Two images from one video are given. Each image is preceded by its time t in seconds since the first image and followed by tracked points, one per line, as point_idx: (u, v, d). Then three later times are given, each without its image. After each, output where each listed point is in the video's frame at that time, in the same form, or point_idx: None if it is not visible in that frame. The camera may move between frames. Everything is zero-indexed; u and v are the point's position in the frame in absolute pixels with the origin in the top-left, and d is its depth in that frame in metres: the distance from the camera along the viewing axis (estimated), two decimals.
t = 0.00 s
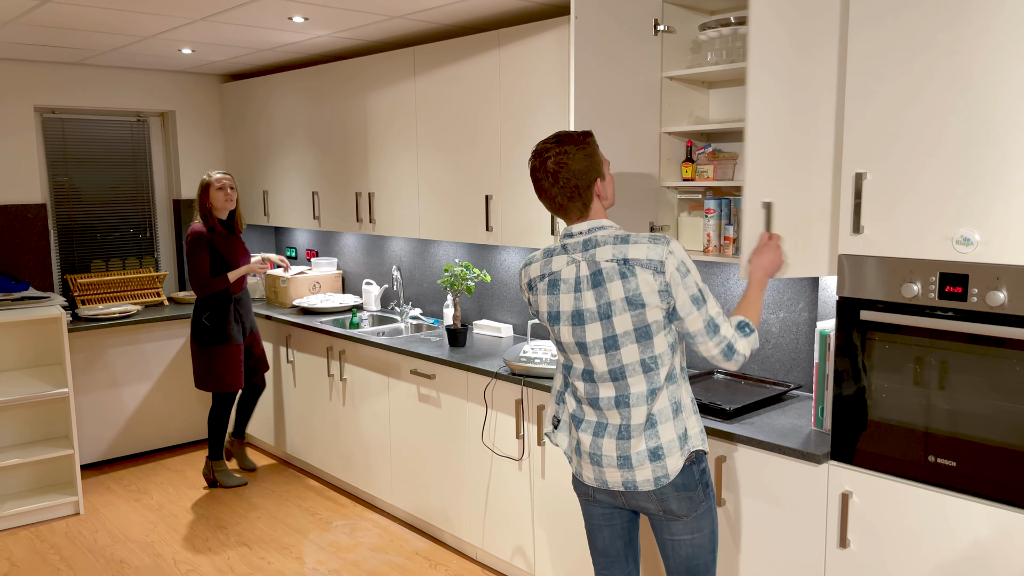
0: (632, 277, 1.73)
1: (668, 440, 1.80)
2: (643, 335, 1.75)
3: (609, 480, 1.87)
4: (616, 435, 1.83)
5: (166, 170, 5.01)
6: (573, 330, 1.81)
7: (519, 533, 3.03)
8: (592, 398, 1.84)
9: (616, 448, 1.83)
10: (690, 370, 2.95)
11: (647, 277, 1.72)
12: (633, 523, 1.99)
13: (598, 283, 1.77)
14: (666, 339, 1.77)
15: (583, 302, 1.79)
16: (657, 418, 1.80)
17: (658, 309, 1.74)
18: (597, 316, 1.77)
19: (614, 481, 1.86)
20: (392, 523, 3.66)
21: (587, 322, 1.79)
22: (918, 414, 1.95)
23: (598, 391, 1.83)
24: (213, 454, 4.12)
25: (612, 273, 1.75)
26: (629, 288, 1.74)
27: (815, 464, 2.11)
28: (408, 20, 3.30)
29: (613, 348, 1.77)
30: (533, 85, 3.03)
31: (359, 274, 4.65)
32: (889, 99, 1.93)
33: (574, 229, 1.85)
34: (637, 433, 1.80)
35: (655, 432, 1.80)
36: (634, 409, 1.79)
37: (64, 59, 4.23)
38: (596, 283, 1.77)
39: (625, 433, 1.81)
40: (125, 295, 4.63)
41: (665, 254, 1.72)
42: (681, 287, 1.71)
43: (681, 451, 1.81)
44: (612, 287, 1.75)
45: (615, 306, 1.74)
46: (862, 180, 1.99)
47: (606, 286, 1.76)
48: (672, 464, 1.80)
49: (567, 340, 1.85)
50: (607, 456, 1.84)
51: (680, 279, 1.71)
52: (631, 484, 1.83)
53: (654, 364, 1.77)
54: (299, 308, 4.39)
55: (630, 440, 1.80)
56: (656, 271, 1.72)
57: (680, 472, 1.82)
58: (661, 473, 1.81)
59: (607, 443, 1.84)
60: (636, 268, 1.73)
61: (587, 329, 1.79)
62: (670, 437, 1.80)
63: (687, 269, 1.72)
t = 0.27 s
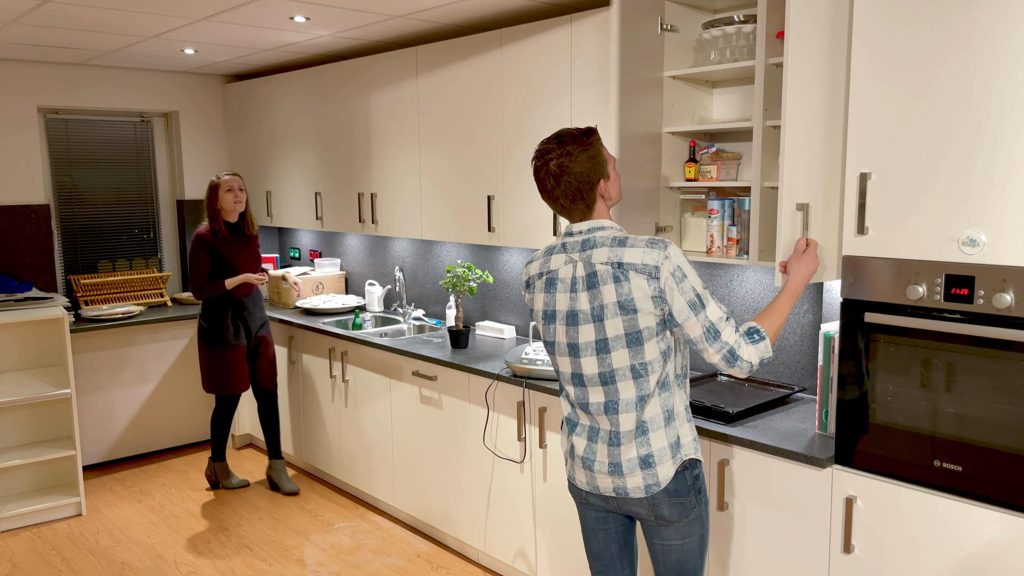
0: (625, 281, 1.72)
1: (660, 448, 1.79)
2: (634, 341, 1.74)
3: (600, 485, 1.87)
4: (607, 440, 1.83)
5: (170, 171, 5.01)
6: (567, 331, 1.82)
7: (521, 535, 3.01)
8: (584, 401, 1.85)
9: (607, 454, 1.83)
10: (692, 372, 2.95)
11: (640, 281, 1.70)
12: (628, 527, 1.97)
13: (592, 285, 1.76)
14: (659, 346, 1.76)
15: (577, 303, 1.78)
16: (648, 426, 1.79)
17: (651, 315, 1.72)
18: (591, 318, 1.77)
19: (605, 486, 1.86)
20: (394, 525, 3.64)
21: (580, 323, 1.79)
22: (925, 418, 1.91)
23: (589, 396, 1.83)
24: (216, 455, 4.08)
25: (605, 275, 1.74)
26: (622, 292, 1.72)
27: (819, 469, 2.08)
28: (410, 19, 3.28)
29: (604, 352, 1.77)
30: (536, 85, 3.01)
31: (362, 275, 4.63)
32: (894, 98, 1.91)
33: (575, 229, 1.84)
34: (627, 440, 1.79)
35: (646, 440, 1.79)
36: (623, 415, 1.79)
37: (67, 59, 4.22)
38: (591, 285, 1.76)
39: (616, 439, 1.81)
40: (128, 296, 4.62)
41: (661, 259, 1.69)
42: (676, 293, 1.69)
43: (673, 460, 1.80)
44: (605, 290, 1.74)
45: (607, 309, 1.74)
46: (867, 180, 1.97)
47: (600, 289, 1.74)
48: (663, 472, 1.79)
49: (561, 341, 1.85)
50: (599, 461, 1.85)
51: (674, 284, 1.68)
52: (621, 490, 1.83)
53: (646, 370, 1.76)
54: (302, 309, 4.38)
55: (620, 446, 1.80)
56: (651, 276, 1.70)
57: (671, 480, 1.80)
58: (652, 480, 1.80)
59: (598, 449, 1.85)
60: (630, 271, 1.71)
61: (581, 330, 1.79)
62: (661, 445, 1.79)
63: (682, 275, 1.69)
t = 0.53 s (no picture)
0: (623, 283, 1.69)
1: (657, 452, 1.76)
2: (631, 344, 1.71)
3: (596, 489, 1.84)
4: (603, 444, 1.80)
5: (170, 171, 5.00)
6: (563, 332, 1.79)
7: (517, 538, 2.98)
8: (579, 405, 1.82)
9: (603, 457, 1.80)
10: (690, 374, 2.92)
11: (638, 284, 1.68)
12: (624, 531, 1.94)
13: (590, 286, 1.73)
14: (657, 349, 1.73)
15: (574, 304, 1.76)
16: (645, 430, 1.76)
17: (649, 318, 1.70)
18: (587, 320, 1.74)
19: (601, 490, 1.83)
20: (392, 527, 3.62)
21: (576, 324, 1.76)
22: (924, 422, 1.88)
23: (583, 399, 1.80)
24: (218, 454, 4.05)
25: (604, 277, 1.71)
26: (619, 294, 1.70)
27: (816, 473, 2.05)
28: (406, 18, 3.26)
29: (600, 355, 1.74)
30: (533, 84, 2.98)
31: (362, 275, 4.61)
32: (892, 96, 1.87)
33: (574, 228, 1.80)
34: (623, 444, 1.77)
35: (643, 444, 1.76)
36: (619, 420, 1.76)
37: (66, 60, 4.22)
38: (588, 286, 1.74)
39: (611, 444, 1.78)
40: (127, 296, 4.62)
41: (660, 262, 1.66)
42: (674, 298, 1.66)
43: (670, 465, 1.77)
44: (602, 291, 1.71)
45: (604, 311, 1.71)
46: (864, 179, 1.93)
47: (597, 290, 1.72)
48: (660, 477, 1.76)
49: (557, 343, 1.82)
50: (595, 465, 1.82)
51: (674, 288, 1.65)
52: (618, 494, 1.80)
53: (642, 374, 1.73)
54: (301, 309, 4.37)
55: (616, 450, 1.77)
56: (649, 279, 1.67)
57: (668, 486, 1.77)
58: (649, 485, 1.77)
59: (593, 452, 1.82)
60: (628, 273, 1.69)
61: (577, 332, 1.76)
62: (658, 449, 1.76)
63: (682, 279, 1.66)
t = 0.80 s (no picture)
0: (628, 280, 1.67)
1: (646, 454, 1.74)
2: (631, 342, 1.68)
3: (582, 492, 1.78)
4: (592, 446, 1.75)
5: (171, 171, 5.00)
6: (561, 328, 1.72)
7: (514, 543, 2.95)
8: (571, 404, 1.75)
9: (592, 459, 1.75)
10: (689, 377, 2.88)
11: (643, 282, 1.66)
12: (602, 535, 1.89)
13: (592, 282, 1.68)
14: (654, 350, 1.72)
15: (575, 299, 1.70)
16: (637, 432, 1.74)
17: (650, 317, 1.68)
18: (587, 316, 1.69)
19: (587, 494, 1.77)
20: (389, 530, 3.60)
21: (576, 320, 1.70)
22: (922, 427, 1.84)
23: (576, 397, 1.73)
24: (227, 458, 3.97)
25: (608, 272, 1.67)
26: (624, 290, 1.67)
27: (812, 479, 2.02)
28: (404, 17, 3.24)
29: (599, 352, 1.69)
30: (530, 84, 2.96)
31: (362, 276, 4.59)
32: (888, 95, 1.84)
33: (576, 222, 1.75)
34: (615, 446, 1.73)
35: (634, 446, 1.73)
36: (613, 420, 1.72)
37: (67, 60, 4.22)
38: (590, 280, 1.69)
39: (603, 445, 1.73)
40: (128, 296, 4.61)
41: (666, 261, 1.66)
42: (677, 297, 1.67)
43: (658, 467, 1.75)
44: (606, 286, 1.67)
45: (607, 307, 1.67)
46: (861, 180, 1.91)
47: (600, 285, 1.68)
48: (648, 480, 1.74)
49: (552, 339, 1.74)
50: (582, 467, 1.76)
51: (677, 288, 1.66)
52: (604, 497, 1.76)
53: (638, 374, 1.71)
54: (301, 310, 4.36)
55: (608, 452, 1.73)
56: (654, 277, 1.66)
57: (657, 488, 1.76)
58: (637, 488, 1.74)
59: (583, 455, 1.76)
60: (634, 270, 1.67)
61: (576, 328, 1.70)
62: (648, 451, 1.74)
63: (684, 279, 1.67)
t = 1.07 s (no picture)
0: (614, 277, 1.68)
1: (630, 450, 1.74)
2: (616, 337, 1.69)
3: (565, 498, 1.72)
4: (578, 448, 1.70)
5: (178, 172, 5.01)
6: (547, 329, 1.67)
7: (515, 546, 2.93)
8: (555, 407, 1.69)
9: (578, 461, 1.70)
10: (692, 379, 2.86)
11: (628, 277, 1.69)
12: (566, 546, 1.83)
13: (576, 280, 1.67)
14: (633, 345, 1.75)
15: (560, 298, 1.66)
16: (621, 429, 1.73)
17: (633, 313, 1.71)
18: (574, 314, 1.66)
19: (570, 498, 1.72)
20: (392, 531, 3.59)
21: (562, 320, 1.66)
22: (924, 432, 1.81)
23: (562, 399, 1.68)
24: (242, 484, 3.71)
25: (593, 270, 1.67)
26: (610, 287, 1.68)
27: (813, 485, 1.99)
28: (406, 17, 3.23)
29: (586, 349, 1.67)
30: (531, 84, 2.94)
31: (367, 277, 4.59)
32: (890, 95, 1.82)
33: (548, 225, 1.73)
34: (603, 444, 1.71)
35: (619, 443, 1.73)
36: (600, 419, 1.70)
37: (73, 61, 4.23)
38: (574, 279, 1.67)
39: (590, 445, 1.70)
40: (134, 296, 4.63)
41: (644, 256, 1.72)
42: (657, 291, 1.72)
43: (639, 462, 1.77)
44: (592, 284, 1.67)
45: (596, 303, 1.66)
46: (862, 181, 1.89)
47: (587, 283, 1.66)
48: (631, 476, 1.74)
49: (534, 342, 1.68)
50: (567, 471, 1.71)
51: (657, 282, 1.72)
52: (589, 499, 1.72)
53: (621, 370, 1.72)
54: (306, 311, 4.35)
55: (596, 451, 1.71)
56: (637, 272, 1.70)
57: (637, 484, 1.77)
58: (621, 486, 1.74)
59: (568, 458, 1.70)
60: (617, 266, 1.69)
61: (563, 328, 1.66)
62: (631, 448, 1.75)
63: (660, 273, 1.74)
